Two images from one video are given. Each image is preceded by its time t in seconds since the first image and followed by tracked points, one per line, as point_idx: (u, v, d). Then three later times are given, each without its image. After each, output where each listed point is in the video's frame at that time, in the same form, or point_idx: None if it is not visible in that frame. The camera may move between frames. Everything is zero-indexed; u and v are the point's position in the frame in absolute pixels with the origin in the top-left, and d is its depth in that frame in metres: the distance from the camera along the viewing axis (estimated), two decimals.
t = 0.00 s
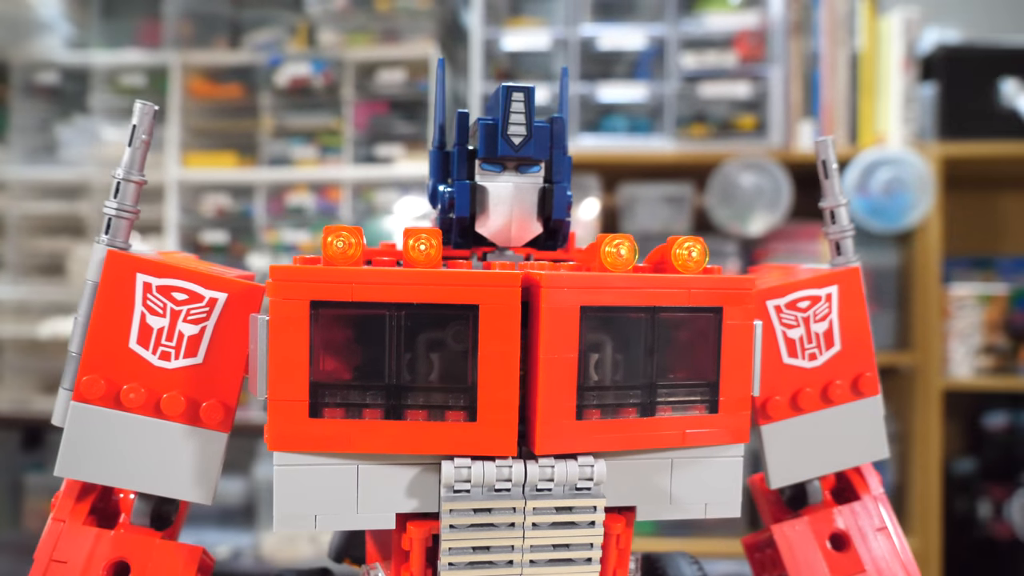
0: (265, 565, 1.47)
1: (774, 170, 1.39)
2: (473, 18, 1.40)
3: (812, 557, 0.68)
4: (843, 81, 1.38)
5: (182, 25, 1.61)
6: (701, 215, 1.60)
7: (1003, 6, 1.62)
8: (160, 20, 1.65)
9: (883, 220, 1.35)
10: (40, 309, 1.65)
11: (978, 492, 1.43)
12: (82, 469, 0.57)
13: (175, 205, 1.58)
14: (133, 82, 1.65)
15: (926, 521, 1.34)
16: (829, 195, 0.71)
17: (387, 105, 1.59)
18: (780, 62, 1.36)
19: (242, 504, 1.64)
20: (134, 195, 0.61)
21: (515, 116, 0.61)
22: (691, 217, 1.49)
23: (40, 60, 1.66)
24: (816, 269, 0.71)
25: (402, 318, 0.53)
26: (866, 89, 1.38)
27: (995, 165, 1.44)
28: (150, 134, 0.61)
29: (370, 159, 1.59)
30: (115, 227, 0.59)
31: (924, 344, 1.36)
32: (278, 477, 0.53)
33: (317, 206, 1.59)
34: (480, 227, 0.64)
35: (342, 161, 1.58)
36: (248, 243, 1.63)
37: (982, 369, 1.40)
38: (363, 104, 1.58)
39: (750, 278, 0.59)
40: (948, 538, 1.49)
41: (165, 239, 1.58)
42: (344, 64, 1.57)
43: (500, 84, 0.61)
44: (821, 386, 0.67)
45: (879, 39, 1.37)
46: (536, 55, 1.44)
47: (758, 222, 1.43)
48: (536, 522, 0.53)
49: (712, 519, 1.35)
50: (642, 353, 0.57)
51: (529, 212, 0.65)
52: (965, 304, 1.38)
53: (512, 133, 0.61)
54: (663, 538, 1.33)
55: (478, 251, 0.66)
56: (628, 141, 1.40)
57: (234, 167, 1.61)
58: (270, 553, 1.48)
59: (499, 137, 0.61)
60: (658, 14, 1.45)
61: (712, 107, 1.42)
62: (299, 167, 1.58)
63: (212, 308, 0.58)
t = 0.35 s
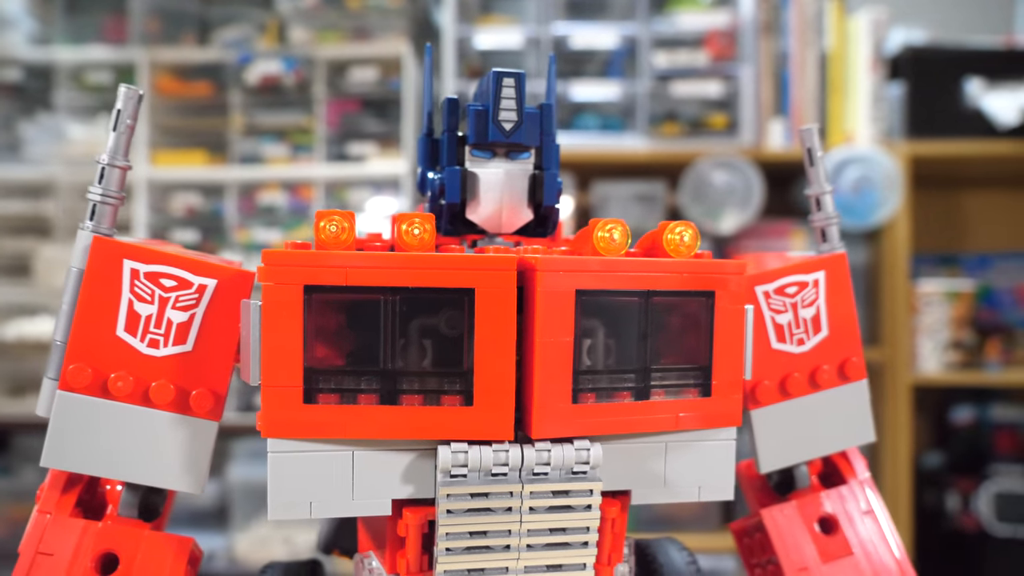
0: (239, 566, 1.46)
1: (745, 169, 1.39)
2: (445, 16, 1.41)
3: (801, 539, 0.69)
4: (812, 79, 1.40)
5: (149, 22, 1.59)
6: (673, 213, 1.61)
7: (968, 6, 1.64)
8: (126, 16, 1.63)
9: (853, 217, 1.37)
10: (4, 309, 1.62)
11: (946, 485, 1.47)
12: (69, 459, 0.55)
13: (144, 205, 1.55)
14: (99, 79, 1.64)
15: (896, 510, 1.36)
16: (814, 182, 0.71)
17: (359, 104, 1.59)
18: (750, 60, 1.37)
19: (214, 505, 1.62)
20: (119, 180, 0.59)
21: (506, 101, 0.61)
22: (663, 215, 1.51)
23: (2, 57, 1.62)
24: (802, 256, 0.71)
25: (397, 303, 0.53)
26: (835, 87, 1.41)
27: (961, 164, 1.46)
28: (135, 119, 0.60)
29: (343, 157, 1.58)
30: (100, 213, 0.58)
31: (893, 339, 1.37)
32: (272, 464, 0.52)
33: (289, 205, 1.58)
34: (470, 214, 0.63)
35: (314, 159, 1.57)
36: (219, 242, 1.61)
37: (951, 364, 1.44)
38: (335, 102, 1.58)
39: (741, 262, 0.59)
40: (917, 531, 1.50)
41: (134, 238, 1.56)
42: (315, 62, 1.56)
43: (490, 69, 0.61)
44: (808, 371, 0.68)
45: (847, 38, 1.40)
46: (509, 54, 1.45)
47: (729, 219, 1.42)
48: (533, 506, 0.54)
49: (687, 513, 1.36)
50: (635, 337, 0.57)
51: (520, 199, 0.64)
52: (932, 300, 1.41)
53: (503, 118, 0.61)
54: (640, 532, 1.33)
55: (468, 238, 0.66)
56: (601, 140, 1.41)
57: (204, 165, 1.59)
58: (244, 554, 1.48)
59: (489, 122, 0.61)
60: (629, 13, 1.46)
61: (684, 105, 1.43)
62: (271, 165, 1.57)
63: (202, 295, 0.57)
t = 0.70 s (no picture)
0: (228, 568, 1.45)
1: (736, 170, 1.41)
2: (437, 16, 1.41)
3: (811, 540, 0.69)
4: (801, 82, 1.40)
5: (136, 18, 1.59)
6: (664, 214, 1.62)
7: (954, 9, 1.66)
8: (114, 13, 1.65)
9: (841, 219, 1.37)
10: None
11: (931, 484, 1.48)
12: (82, 461, 0.55)
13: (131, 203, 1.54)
14: (86, 77, 1.64)
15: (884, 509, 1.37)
16: (824, 184, 0.72)
17: (348, 103, 1.58)
18: (740, 62, 1.39)
19: (203, 506, 1.61)
20: (132, 179, 0.59)
21: (523, 102, 0.61)
22: (653, 215, 1.50)
23: None
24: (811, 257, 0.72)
25: (416, 304, 0.53)
26: (823, 90, 1.40)
27: (946, 166, 1.48)
28: (148, 117, 0.59)
29: (332, 156, 1.57)
30: (113, 212, 0.58)
31: (881, 339, 1.37)
32: (290, 465, 0.52)
33: (278, 204, 1.58)
34: (484, 214, 0.63)
35: (304, 159, 1.57)
36: (207, 241, 1.60)
37: (937, 364, 1.45)
38: (325, 101, 1.57)
39: (756, 263, 0.60)
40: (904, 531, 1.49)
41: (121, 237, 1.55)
42: (305, 60, 1.55)
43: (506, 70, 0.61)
44: (819, 371, 0.68)
45: (836, 42, 1.39)
46: (500, 53, 1.45)
47: (719, 220, 1.44)
48: (552, 507, 0.54)
49: (679, 513, 1.37)
50: (652, 338, 0.57)
51: (534, 199, 0.64)
52: (920, 300, 1.42)
53: (520, 119, 0.61)
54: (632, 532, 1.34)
55: (481, 238, 0.66)
56: (590, 140, 1.42)
57: (193, 164, 1.58)
58: (232, 555, 1.47)
59: (506, 122, 0.61)
60: (619, 14, 1.46)
61: (673, 106, 1.44)
62: (260, 164, 1.56)
63: (217, 295, 0.57)
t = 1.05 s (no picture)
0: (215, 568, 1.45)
1: (724, 173, 1.41)
2: (427, 16, 1.40)
3: (816, 537, 0.69)
4: (789, 86, 1.41)
5: (124, 16, 1.59)
6: (653, 216, 1.62)
7: (940, 15, 1.67)
8: (101, 10, 1.62)
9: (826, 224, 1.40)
10: None
11: (917, 487, 1.48)
12: (93, 457, 0.54)
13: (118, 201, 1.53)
14: (72, 75, 1.63)
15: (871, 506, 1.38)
16: (829, 184, 0.72)
17: (338, 103, 1.58)
18: (729, 66, 1.40)
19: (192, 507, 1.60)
20: (143, 174, 0.58)
21: (535, 101, 0.61)
22: (642, 217, 1.50)
23: None
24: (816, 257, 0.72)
25: (432, 300, 0.53)
26: (811, 94, 1.42)
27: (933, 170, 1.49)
28: (160, 112, 0.59)
29: (321, 156, 1.56)
30: (124, 207, 0.57)
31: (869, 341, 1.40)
32: (306, 462, 0.52)
33: (267, 203, 1.57)
34: (496, 212, 0.64)
35: (293, 159, 1.56)
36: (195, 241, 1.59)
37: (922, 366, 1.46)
38: (314, 102, 1.57)
39: (766, 262, 0.60)
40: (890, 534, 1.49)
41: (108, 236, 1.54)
42: (294, 60, 1.55)
43: (518, 68, 0.61)
44: (825, 370, 0.68)
45: (823, 46, 1.41)
46: (490, 55, 1.45)
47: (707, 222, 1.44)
48: (566, 504, 0.54)
49: (669, 513, 1.37)
50: (664, 336, 0.57)
51: (545, 198, 0.64)
52: (905, 303, 1.43)
53: (532, 118, 0.61)
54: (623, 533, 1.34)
55: (491, 236, 0.66)
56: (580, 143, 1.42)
57: (181, 164, 1.58)
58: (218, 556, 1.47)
59: (518, 121, 0.61)
60: (610, 17, 1.47)
61: (662, 110, 1.45)
62: (249, 164, 1.55)
63: (229, 291, 0.57)
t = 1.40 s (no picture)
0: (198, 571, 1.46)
1: (714, 181, 1.40)
2: (420, 19, 1.40)
3: (810, 563, 0.69)
4: (781, 95, 1.42)
5: (115, 14, 1.58)
6: (642, 224, 1.63)
7: (931, 28, 1.68)
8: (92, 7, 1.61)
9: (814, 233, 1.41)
10: None
11: (902, 496, 1.48)
12: (93, 482, 0.54)
13: (107, 200, 1.53)
14: (62, 72, 1.61)
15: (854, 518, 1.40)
16: (830, 215, 0.73)
17: (329, 104, 1.56)
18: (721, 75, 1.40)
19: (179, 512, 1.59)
20: (146, 198, 0.58)
21: (540, 128, 0.62)
22: (633, 224, 1.50)
23: None
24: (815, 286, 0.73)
25: (436, 331, 0.53)
26: (802, 102, 1.43)
27: (921, 181, 1.50)
28: (164, 135, 0.59)
29: (312, 158, 1.55)
30: (127, 231, 0.57)
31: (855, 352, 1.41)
32: (307, 491, 0.52)
33: (256, 204, 1.57)
34: (498, 239, 0.64)
35: (283, 160, 1.55)
36: (184, 240, 1.59)
37: (907, 377, 1.46)
38: (306, 102, 1.56)
39: (768, 294, 0.60)
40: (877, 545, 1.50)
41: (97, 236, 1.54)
42: (286, 60, 1.55)
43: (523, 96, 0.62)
44: (822, 400, 0.69)
45: (816, 56, 1.44)
46: (483, 59, 1.45)
47: (696, 230, 1.44)
48: (566, 535, 0.54)
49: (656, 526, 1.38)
50: (666, 368, 0.57)
51: (547, 225, 0.65)
52: (893, 313, 1.45)
53: (537, 146, 0.62)
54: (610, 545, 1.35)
55: (493, 261, 0.66)
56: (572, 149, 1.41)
57: (172, 164, 1.57)
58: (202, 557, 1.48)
59: (522, 149, 0.62)
60: (602, 23, 1.47)
61: (652, 116, 1.45)
62: (239, 165, 1.54)
63: (232, 317, 0.57)
